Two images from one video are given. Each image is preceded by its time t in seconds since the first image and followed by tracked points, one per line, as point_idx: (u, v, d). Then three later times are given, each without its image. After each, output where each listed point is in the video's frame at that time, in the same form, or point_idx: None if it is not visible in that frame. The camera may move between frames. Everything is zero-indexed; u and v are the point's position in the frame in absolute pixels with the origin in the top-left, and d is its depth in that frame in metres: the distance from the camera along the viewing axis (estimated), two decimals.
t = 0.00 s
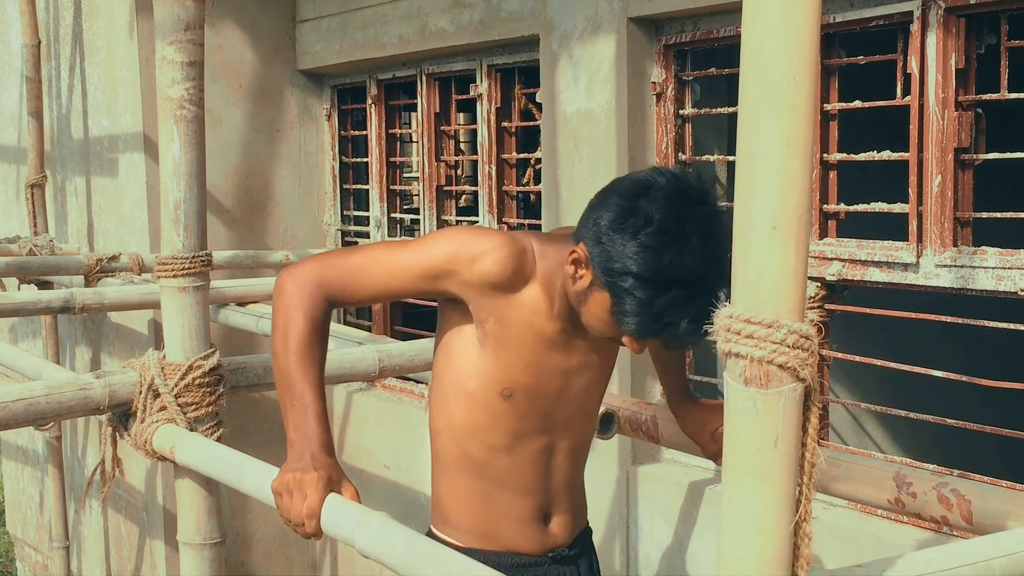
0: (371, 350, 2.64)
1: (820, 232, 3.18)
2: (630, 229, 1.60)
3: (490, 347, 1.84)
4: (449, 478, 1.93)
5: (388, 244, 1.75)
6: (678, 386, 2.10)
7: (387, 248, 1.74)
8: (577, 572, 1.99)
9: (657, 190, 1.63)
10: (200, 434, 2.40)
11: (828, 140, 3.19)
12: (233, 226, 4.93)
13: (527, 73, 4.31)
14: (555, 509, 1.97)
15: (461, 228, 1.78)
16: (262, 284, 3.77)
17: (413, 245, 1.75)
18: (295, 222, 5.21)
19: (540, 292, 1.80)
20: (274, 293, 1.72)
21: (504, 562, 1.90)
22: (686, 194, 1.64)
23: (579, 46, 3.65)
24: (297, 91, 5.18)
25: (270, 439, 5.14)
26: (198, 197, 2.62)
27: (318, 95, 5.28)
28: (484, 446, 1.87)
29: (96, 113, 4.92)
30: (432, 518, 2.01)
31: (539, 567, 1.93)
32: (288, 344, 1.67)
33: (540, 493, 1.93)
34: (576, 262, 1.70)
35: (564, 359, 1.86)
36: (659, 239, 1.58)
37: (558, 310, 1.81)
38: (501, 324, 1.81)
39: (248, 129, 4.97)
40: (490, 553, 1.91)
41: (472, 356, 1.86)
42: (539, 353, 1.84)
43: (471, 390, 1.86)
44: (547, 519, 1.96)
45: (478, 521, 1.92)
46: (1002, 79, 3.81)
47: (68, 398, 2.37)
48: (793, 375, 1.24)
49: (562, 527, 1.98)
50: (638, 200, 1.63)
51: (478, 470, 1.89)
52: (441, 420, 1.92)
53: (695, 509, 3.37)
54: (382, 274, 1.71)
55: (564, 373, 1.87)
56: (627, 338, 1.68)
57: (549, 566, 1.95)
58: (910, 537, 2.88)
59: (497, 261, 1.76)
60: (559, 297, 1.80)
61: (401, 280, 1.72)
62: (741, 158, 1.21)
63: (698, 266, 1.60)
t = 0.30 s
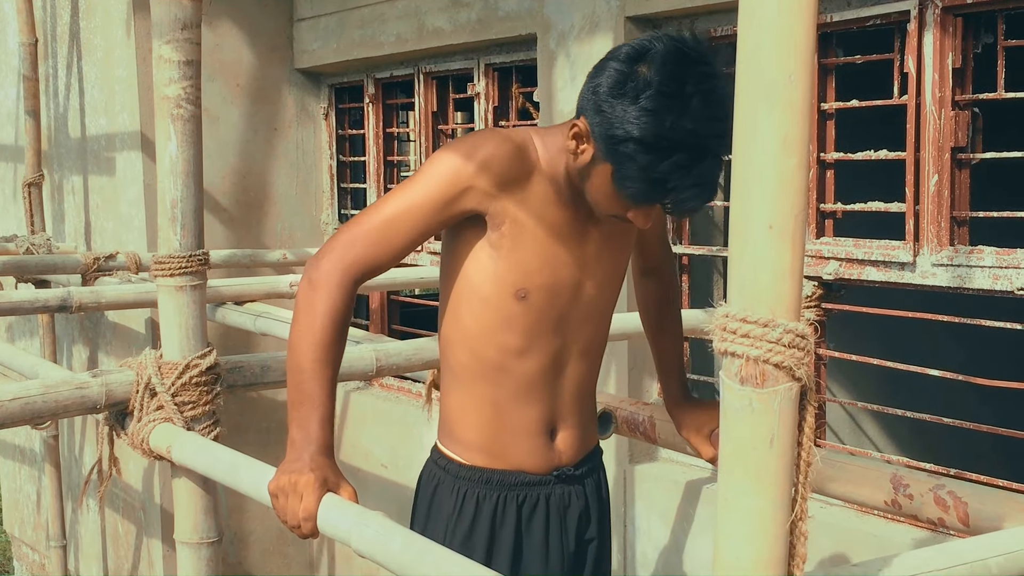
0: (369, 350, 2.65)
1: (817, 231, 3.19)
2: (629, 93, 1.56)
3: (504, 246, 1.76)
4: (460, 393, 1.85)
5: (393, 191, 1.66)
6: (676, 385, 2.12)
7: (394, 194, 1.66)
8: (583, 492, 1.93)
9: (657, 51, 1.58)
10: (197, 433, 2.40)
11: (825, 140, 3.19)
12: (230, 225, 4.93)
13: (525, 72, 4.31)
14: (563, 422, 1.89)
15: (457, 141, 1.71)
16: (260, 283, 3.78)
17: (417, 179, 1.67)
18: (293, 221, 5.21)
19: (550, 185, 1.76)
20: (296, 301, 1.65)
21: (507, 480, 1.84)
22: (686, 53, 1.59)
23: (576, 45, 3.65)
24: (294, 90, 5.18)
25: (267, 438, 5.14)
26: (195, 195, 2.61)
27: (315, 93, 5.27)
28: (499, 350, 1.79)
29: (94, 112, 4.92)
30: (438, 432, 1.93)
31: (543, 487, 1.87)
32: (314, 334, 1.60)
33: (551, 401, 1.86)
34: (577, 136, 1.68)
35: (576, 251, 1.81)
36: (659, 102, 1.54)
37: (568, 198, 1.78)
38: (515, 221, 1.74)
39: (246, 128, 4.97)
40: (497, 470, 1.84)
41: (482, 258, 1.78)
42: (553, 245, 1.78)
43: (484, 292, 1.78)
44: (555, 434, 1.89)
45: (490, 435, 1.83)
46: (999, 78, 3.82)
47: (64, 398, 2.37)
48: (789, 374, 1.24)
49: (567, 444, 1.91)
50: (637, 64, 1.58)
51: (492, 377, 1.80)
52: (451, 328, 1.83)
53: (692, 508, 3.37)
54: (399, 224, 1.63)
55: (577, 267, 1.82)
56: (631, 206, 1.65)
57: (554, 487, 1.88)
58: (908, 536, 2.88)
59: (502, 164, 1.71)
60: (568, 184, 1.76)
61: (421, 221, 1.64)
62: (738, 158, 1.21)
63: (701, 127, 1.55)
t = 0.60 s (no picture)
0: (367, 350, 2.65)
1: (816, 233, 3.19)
2: (669, 40, 1.54)
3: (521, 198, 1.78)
4: (474, 345, 1.84)
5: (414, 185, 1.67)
6: (677, 388, 2.12)
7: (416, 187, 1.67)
8: (596, 445, 1.91)
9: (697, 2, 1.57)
10: (196, 432, 2.40)
11: (824, 142, 3.19)
12: (230, 225, 4.93)
13: (525, 73, 4.31)
14: (577, 376, 1.89)
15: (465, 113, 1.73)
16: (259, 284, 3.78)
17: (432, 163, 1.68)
18: (293, 221, 5.21)
19: (564, 138, 1.79)
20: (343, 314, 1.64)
21: (521, 430, 1.82)
22: (726, 7, 1.58)
23: (576, 46, 3.65)
24: (294, 91, 5.18)
25: (266, 438, 5.14)
26: (195, 195, 2.61)
27: (315, 94, 5.28)
28: (514, 301, 1.79)
29: (94, 111, 4.91)
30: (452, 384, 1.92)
31: (556, 438, 1.85)
32: (367, 336, 1.60)
33: (565, 353, 1.85)
34: (607, 80, 1.63)
35: (593, 203, 1.83)
36: (698, 52, 1.52)
37: (586, 150, 1.79)
38: (534, 173, 1.77)
39: (246, 129, 4.97)
40: (510, 420, 1.82)
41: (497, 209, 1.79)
42: (569, 198, 1.80)
43: (502, 244, 1.79)
44: (570, 385, 1.88)
45: (501, 384, 1.82)
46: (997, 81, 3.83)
47: (63, 397, 2.37)
48: (789, 375, 1.24)
49: (582, 395, 1.90)
50: (677, 12, 1.56)
51: (504, 326, 1.80)
52: (468, 281, 1.84)
53: (691, 509, 3.38)
54: (437, 211, 1.65)
55: (593, 221, 1.84)
56: (653, 156, 1.63)
57: (568, 438, 1.86)
58: (907, 537, 2.88)
59: (519, 124, 1.73)
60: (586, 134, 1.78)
61: (457, 200, 1.67)
62: (739, 158, 1.21)
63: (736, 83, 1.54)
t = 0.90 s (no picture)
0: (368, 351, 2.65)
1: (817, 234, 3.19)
2: (682, 72, 1.51)
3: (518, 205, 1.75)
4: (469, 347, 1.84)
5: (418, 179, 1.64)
6: (678, 389, 2.12)
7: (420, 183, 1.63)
8: (589, 442, 1.92)
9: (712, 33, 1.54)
10: (197, 432, 2.40)
11: (825, 143, 3.19)
12: (230, 224, 4.93)
13: (526, 73, 4.31)
14: (573, 377, 1.89)
15: (472, 116, 1.70)
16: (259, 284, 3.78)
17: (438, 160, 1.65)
18: (293, 221, 5.21)
19: (569, 155, 1.74)
20: (329, 312, 1.59)
21: (515, 430, 1.82)
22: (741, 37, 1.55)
23: (577, 47, 3.65)
24: (295, 91, 5.18)
25: (266, 438, 5.14)
26: (196, 195, 2.61)
27: (316, 94, 5.28)
28: (509, 306, 1.79)
29: (94, 111, 4.92)
30: (446, 382, 1.92)
31: (550, 437, 1.85)
32: (352, 332, 1.56)
33: (561, 359, 1.85)
34: (616, 101, 1.61)
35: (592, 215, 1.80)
36: (712, 84, 1.49)
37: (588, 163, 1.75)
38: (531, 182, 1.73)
39: (247, 129, 4.97)
40: (504, 421, 1.83)
41: (495, 213, 1.77)
42: (568, 208, 1.76)
43: (497, 248, 1.77)
44: (565, 386, 1.88)
45: (495, 383, 1.83)
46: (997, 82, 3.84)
47: (64, 396, 2.37)
48: (790, 377, 1.24)
49: (577, 396, 1.90)
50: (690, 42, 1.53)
51: (500, 330, 1.80)
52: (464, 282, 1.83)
53: (691, 510, 3.38)
54: (433, 213, 1.61)
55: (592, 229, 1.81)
56: (660, 183, 1.60)
57: (562, 437, 1.87)
58: (907, 539, 2.88)
59: (523, 134, 1.69)
60: (591, 148, 1.73)
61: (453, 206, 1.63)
62: (740, 161, 1.21)
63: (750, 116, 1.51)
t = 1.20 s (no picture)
0: (368, 349, 2.65)
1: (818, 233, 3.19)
2: (671, 188, 1.55)
3: (504, 277, 1.80)
4: (456, 410, 1.90)
5: (397, 201, 1.70)
6: (678, 388, 2.11)
7: (397, 205, 1.69)
8: (580, 503, 1.98)
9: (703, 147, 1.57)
10: (196, 430, 2.40)
11: (826, 142, 3.19)
12: (230, 223, 4.93)
13: (526, 72, 4.31)
14: (562, 442, 1.94)
15: (467, 164, 1.74)
16: (260, 281, 3.76)
17: (422, 192, 1.71)
18: (293, 219, 5.21)
19: (549, 229, 1.77)
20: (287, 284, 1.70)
21: (505, 494, 1.89)
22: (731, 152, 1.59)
23: (577, 46, 3.65)
24: (295, 89, 5.17)
25: (266, 436, 5.14)
26: (196, 193, 2.61)
27: (316, 92, 5.27)
28: (495, 377, 1.84)
29: (94, 109, 4.91)
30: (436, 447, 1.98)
31: (541, 500, 1.92)
32: (300, 330, 1.65)
33: (549, 425, 1.90)
34: (605, 197, 1.69)
35: (578, 288, 1.83)
36: (698, 204, 1.55)
37: (571, 239, 1.79)
38: (515, 253, 1.77)
39: (247, 127, 4.97)
40: (494, 485, 1.89)
41: (484, 285, 1.82)
42: (552, 280, 1.80)
43: (484, 319, 1.82)
44: (555, 450, 1.93)
45: (484, 449, 1.88)
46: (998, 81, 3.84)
47: (64, 394, 2.37)
48: (791, 375, 1.24)
49: (567, 459, 1.95)
50: (682, 154, 1.56)
51: (486, 400, 1.85)
52: (452, 349, 1.88)
53: (691, 509, 3.38)
54: (394, 234, 1.67)
55: (579, 300, 1.85)
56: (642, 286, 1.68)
57: (552, 499, 1.93)
58: (907, 538, 2.88)
59: (509, 192, 1.73)
60: (576, 224, 1.78)
61: (418, 237, 1.67)
62: (741, 160, 1.21)
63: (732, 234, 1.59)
